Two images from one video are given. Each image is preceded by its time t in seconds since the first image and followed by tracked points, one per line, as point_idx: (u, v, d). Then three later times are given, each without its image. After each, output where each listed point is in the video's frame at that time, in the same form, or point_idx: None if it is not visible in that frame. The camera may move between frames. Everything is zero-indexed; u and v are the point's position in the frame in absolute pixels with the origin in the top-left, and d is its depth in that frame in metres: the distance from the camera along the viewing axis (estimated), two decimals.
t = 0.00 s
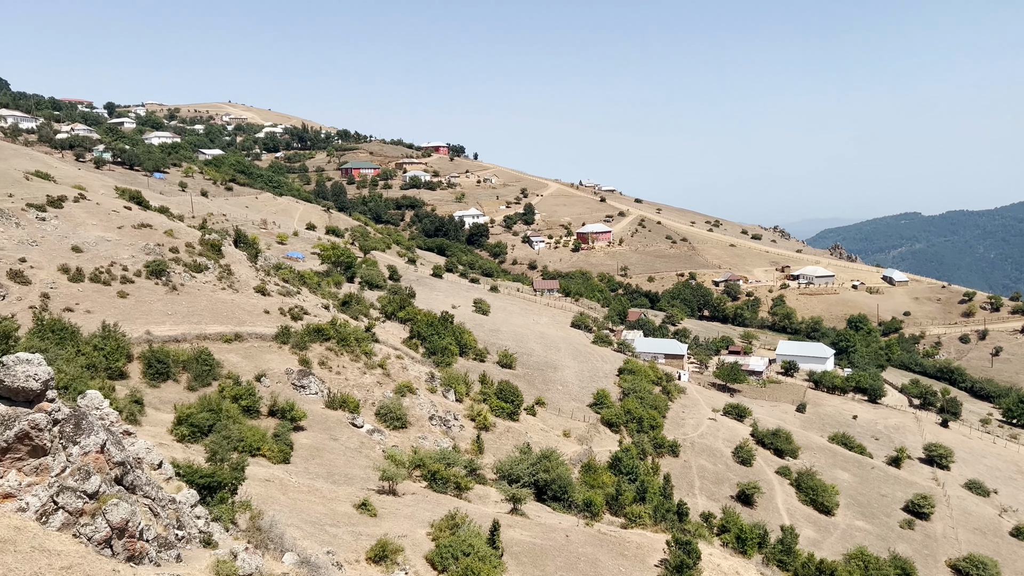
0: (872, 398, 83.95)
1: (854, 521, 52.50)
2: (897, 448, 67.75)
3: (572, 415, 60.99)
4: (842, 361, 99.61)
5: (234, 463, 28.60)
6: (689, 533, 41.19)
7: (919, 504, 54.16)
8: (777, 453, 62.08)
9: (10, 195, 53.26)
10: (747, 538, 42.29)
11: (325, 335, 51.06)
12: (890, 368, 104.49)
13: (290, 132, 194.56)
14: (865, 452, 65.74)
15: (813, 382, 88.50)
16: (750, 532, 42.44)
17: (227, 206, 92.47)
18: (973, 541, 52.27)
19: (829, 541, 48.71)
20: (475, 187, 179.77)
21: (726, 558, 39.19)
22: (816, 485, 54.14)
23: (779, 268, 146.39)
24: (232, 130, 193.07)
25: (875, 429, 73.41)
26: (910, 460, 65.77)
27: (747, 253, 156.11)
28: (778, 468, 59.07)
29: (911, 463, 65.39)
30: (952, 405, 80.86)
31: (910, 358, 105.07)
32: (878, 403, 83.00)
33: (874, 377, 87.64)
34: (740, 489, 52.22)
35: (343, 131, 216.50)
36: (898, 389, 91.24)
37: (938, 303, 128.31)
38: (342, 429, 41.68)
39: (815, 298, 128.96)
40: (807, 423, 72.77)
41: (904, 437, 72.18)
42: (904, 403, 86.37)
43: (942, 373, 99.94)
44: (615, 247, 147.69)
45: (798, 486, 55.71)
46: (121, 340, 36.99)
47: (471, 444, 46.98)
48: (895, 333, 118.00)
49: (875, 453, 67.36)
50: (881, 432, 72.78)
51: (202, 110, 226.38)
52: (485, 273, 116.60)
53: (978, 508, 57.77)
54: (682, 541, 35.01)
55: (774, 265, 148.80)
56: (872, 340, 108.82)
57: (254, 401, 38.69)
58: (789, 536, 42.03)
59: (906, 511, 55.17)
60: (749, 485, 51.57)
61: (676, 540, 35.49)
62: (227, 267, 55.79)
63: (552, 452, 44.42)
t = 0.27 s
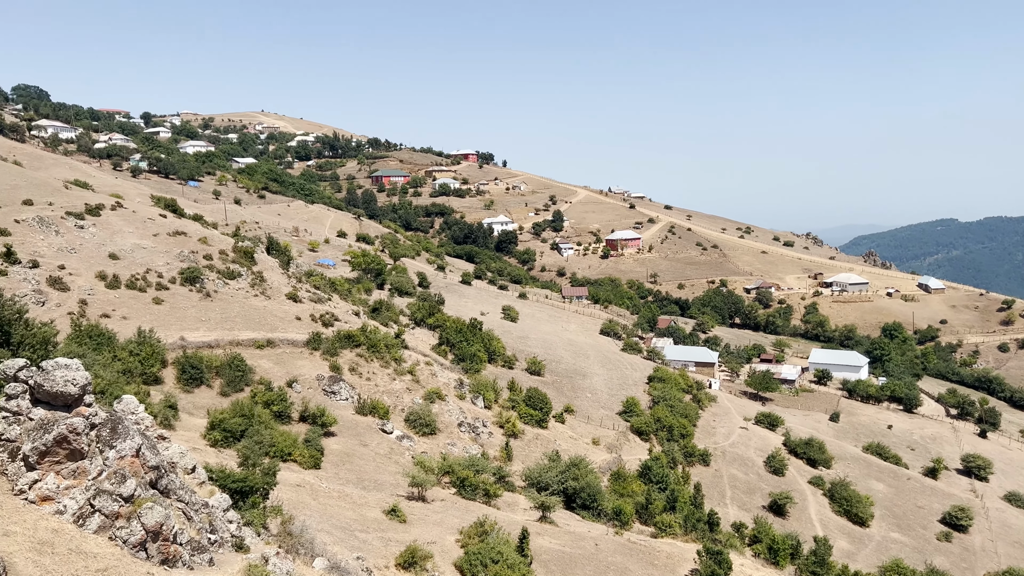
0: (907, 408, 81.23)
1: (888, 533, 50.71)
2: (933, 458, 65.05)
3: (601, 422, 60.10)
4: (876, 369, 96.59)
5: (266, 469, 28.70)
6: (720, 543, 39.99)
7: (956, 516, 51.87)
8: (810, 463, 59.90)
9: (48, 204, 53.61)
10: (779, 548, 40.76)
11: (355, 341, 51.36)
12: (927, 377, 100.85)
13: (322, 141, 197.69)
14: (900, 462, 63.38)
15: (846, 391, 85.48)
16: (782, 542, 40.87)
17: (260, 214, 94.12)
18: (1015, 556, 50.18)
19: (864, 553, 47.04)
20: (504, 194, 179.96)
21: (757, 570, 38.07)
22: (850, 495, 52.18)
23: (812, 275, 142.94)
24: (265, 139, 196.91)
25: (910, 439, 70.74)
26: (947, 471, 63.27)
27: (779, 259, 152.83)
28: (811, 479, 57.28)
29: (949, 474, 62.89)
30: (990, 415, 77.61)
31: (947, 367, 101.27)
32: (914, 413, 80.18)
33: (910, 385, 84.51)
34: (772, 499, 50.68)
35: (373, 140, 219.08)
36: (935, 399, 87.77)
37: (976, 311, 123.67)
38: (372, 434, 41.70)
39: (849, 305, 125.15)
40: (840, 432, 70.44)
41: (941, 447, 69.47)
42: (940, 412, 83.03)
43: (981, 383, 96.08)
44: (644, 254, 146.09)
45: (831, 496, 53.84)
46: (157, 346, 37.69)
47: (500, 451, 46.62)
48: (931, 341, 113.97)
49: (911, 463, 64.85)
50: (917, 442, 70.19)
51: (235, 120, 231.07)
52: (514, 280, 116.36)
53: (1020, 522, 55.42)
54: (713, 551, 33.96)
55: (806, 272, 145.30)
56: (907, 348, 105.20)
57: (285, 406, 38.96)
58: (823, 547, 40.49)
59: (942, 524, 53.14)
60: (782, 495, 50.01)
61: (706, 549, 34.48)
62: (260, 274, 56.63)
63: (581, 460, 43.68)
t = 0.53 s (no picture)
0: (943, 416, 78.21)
1: (924, 543, 48.82)
2: (972, 468, 62.44)
3: (630, 429, 59.16)
4: (911, 377, 93.57)
5: (296, 473, 28.65)
6: (751, 552, 39.59)
7: (995, 527, 49.85)
8: (844, 472, 58.05)
9: (86, 211, 54.76)
10: (812, 558, 39.37)
11: (384, 347, 51.56)
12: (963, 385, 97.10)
13: (351, 148, 200.33)
14: (936, 472, 61.01)
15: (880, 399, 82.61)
16: (815, 552, 39.50)
17: (291, 221, 95.56)
18: None
19: (899, 564, 45.30)
20: (532, 200, 179.76)
21: None
22: (884, 505, 50.35)
23: (845, 280, 139.30)
24: (297, 148, 200.31)
25: (947, 448, 68.24)
26: (986, 481, 60.76)
27: (811, 265, 149.48)
28: (844, 488, 55.56)
29: (988, 483, 60.40)
30: None
31: (985, 374, 97.44)
32: (950, 422, 77.13)
33: (946, 393, 81.45)
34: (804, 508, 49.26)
35: (402, 147, 221.22)
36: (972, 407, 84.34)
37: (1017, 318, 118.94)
38: (401, 440, 41.68)
39: (884, 312, 121.39)
40: (874, 441, 68.15)
41: (980, 457, 66.76)
42: (978, 421, 79.71)
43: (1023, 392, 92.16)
44: (673, 260, 144.27)
45: (864, 506, 52.07)
46: (189, 351, 38.35)
47: (528, 457, 46.20)
48: (967, 348, 109.83)
49: (948, 472, 62.41)
50: (954, 451, 67.54)
51: (267, 128, 235.60)
52: (542, 286, 115.90)
53: None
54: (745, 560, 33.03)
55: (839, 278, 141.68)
56: (943, 355, 101.50)
57: (315, 411, 39.10)
58: (857, 558, 39.11)
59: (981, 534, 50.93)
60: (814, 504, 48.55)
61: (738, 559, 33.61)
62: (292, 280, 57.34)
63: (610, 467, 42.84)
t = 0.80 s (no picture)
0: (980, 424, 75.17)
1: (961, 552, 46.98)
2: (1011, 477, 59.91)
3: (658, 435, 58.17)
4: (945, 383, 90.63)
5: (325, 477, 28.57)
6: (783, 561, 39.06)
7: None
8: (875, 479, 56.23)
9: (120, 218, 56.02)
10: (844, 567, 38.13)
11: (412, 351, 51.63)
12: (1000, 392, 93.35)
13: (380, 155, 202.47)
14: (972, 480, 58.69)
15: (914, 406, 79.76)
16: (847, 561, 38.22)
17: (321, 227, 96.75)
18: None
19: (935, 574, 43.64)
20: (559, 205, 179.17)
21: None
22: (918, 513, 48.55)
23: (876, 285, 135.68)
24: (326, 154, 203.17)
25: (981, 455, 65.72)
26: None
27: (843, 269, 145.93)
28: (876, 495, 53.87)
29: None
30: None
31: None
32: (988, 429, 74.05)
33: (983, 401, 78.56)
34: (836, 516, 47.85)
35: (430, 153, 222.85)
36: (1010, 414, 80.94)
37: None
38: (429, 444, 41.61)
39: (915, 316, 117.38)
40: (908, 448, 65.89)
41: (1020, 466, 64.10)
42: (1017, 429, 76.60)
43: None
44: (702, 264, 142.23)
45: (898, 514, 50.30)
46: (220, 355, 38.93)
47: (555, 463, 45.71)
48: (1005, 354, 105.63)
49: (985, 480, 60.05)
50: (992, 459, 64.83)
51: (296, 135, 239.24)
52: (569, 290, 115.21)
53: None
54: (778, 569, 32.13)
55: (870, 282, 137.98)
56: (980, 361, 97.92)
57: (344, 415, 39.22)
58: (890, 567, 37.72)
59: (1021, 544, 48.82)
60: (846, 512, 47.07)
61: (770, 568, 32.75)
62: (320, 285, 57.90)
63: (638, 473, 42.05)
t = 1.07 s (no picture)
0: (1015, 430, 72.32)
1: (996, 560, 45.34)
2: None
3: (685, 440, 57.22)
4: (979, 388, 87.71)
5: (352, 480, 28.52)
6: (811, 567, 37.68)
7: None
8: (906, 485, 54.79)
9: (150, 223, 57.13)
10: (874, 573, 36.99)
11: (437, 354, 51.63)
12: None
13: (405, 159, 204.03)
14: (1008, 486, 56.55)
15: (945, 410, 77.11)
16: (878, 568, 37.10)
17: (347, 231, 97.73)
18: None
19: None
20: (583, 208, 178.33)
21: None
22: (950, 519, 47.11)
23: (906, 287, 132.01)
24: (352, 159, 205.47)
25: (1016, 460, 63.19)
26: None
27: (871, 271, 142.06)
28: (907, 501, 52.33)
29: None
30: None
31: None
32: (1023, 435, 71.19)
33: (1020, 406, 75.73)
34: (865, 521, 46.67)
35: (455, 157, 223.94)
36: None
37: None
38: (454, 447, 41.52)
39: (946, 318, 113.57)
40: (939, 453, 63.87)
41: None
42: None
43: None
44: (728, 267, 140.15)
45: (930, 521, 48.88)
46: (248, 358, 39.37)
47: (581, 467, 45.26)
48: None
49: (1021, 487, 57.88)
50: None
51: (323, 140, 242.48)
52: (594, 293, 114.45)
53: None
54: None
55: (900, 285, 134.37)
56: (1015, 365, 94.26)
57: (370, 418, 39.31)
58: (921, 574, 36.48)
59: None
60: (876, 517, 45.86)
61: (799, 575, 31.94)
62: (347, 289, 58.36)
63: (664, 477, 41.43)
